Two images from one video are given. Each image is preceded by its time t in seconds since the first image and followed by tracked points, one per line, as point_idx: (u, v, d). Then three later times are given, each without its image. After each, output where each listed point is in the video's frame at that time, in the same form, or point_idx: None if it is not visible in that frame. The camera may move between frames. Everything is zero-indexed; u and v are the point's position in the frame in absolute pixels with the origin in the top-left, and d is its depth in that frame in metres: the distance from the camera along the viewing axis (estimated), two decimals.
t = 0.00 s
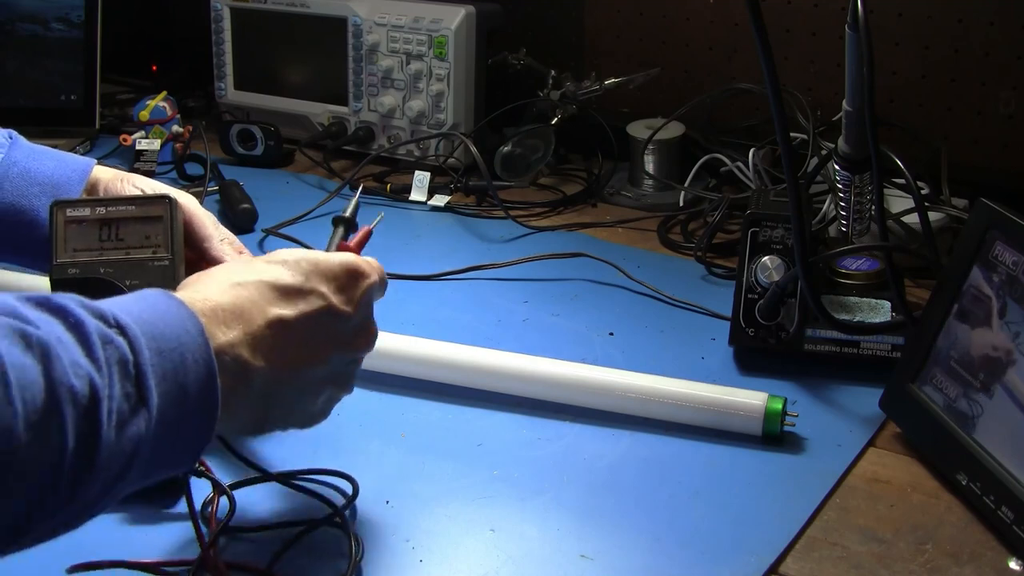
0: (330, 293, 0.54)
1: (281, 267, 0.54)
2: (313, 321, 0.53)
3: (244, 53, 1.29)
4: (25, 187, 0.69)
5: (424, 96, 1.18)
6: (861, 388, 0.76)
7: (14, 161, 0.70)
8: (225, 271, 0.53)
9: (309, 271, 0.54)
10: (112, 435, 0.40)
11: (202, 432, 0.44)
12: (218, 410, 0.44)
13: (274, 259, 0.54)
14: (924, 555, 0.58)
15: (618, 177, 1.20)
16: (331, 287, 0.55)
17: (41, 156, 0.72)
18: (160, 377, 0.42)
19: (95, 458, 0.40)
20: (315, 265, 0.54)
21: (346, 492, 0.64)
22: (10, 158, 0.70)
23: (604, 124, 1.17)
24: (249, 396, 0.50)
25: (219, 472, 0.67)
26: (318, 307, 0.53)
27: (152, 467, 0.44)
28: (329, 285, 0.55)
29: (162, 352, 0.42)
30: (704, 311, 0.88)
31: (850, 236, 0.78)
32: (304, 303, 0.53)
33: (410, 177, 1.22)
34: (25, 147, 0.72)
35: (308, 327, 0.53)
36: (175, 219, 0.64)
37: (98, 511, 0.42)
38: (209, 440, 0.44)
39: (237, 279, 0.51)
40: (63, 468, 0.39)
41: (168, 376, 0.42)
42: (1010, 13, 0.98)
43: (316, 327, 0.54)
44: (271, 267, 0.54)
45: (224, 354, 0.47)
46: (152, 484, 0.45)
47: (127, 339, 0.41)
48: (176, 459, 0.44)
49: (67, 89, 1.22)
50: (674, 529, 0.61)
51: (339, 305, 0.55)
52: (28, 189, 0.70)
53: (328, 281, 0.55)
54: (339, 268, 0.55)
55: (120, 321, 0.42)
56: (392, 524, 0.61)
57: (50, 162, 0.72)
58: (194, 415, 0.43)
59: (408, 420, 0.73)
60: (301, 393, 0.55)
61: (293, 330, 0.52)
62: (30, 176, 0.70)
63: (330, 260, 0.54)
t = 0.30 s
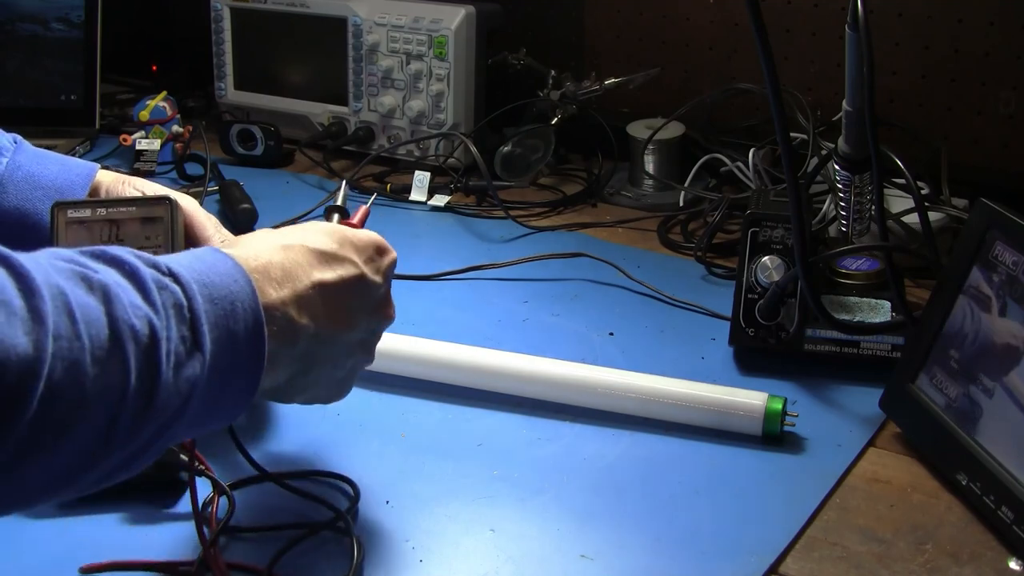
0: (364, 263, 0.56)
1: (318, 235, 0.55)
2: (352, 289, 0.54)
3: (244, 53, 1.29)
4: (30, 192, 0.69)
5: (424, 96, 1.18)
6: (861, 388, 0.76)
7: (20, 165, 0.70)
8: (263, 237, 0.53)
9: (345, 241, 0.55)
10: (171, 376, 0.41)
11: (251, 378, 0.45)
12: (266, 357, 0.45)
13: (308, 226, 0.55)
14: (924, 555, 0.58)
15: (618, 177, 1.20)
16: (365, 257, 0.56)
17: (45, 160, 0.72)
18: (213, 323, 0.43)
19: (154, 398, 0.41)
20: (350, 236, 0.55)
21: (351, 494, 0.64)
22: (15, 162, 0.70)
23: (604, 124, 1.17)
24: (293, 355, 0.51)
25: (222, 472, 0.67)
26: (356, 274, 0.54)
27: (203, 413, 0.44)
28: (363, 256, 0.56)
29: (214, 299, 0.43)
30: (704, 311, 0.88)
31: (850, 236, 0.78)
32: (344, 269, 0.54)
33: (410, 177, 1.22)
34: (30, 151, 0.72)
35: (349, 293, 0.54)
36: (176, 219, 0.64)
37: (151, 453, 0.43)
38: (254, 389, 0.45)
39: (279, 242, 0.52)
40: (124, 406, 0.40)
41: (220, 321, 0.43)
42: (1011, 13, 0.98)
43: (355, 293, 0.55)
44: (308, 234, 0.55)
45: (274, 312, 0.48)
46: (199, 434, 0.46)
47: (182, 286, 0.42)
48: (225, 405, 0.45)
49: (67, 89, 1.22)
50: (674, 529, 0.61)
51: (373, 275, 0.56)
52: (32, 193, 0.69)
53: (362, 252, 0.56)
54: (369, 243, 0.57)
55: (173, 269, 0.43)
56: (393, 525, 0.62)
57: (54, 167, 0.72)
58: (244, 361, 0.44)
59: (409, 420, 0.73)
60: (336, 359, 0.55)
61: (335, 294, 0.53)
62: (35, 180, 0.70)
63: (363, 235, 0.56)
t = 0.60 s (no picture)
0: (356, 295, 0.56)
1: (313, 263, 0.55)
2: (341, 322, 0.55)
3: (244, 53, 1.29)
4: (32, 197, 0.69)
5: (424, 96, 1.18)
6: (861, 388, 0.76)
7: (21, 170, 0.70)
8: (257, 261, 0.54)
9: (340, 273, 0.55)
10: (157, 404, 0.42)
11: (240, 404, 0.45)
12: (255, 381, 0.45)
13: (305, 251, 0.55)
14: (924, 555, 0.58)
15: (618, 177, 1.20)
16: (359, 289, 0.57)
17: (48, 165, 0.72)
18: (200, 350, 0.43)
19: (140, 425, 0.41)
20: (345, 267, 0.56)
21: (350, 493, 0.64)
22: (18, 167, 0.70)
23: (604, 124, 1.17)
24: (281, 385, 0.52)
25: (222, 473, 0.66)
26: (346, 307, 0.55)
27: (191, 439, 0.45)
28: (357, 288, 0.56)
29: (201, 325, 0.43)
30: (703, 311, 0.88)
31: (850, 236, 0.78)
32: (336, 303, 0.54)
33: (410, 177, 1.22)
34: (32, 155, 0.72)
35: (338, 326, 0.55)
36: (178, 223, 0.64)
37: (139, 480, 0.43)
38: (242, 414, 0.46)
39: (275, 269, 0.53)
40: (110, 434, 0.40)
41: (207, 348, 0.43)
42: (1010, 13, 0.98)
43: (345, 326, 0.55)
44: (303, 260, 0.55)
45: (263, 342, 0.49)
46: (189, 459, 0.46)
47: (168, 313, 0.43)
48: (215, 430, 0.45)
49: (67, 89, 1.22)
50: (674, 529, 0.61)
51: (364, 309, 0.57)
52: (34, 199, 0.69)
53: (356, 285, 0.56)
54: (365, 275, 0.57)
55: (159, 296, 0.43)
56: (393, 522, 0.62)
57: (57, 171, 0.72)
58: (233, 386, 0.44)
59: (408, 420, 0.73)
60: (323, 388, 0.56)
61: (325, 326, 0.54)
62: (38, 185, 0.70)
63: (359, 267, 0.56)
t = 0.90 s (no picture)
0: (263, 339, 0.55)
1: (215, 317, 0.54)
2: (251, 370, 0.53)
3: (244, 53, 1.29)
4: (31, 206, 0.69)
5: (424, 96, 1.17)
6: (861, 388, 0.76)
7: (20, 179, 0.70)
8: (162, 325, 0.54)
9: (242, 321, 0.54)
10: (39, 489, 0.42)
11: (136, 478, 0.46)
12: (151, 454, 0.46)
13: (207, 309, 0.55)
14: (924, 555, 0.58)
15: (618, 177, 1.20)
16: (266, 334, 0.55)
17: (46, 175, 0.72)
18: (89, 429, 0.44)
19: (22, 512, 0.42)
20: (247, 315, 0.55)
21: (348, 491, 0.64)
22: (16, 176, 0.70)
23: (604, 124, 1.17)
24: (193, 447, 0.51)
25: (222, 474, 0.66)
26: (253, 355, 0.54)
27: (81, 520, 0.45)
28: (264, 334, 0.55)
29: (90, 404, 0.44)
30: (703, 311, 0.88)
31: (850, 236, 0.78)
32: (239, 353, 0.53)
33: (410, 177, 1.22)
34: (31, 164, 0.72)
35: (249, 374, 0.53)
36: (183, 227, 0.64)
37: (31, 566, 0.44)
38: (139, 487, 0.47)
39: (170, 331, 0.53)
40: None
41: (97, 426, 0.44)
42: (1010, 13, 0.98)
43: (256, 373, 0.54)
44: (205, 316, 0.54)
45: (162, 404, 0.48)
46: (82, 538, 0.47)
47: (53, 393, 0.43)
48: (112, 507, 0.46)
49: (67, 89, 1.22)
50: (673, 529, 0.61)
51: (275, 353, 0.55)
52: (33, 208, 0.69)
53: (261, 331, 0.55)
54: (269, 319, 0.56)
55: (45, 375, 0.44)
56: (392, 522, 0.62)
57: (54, 181, 0.72)
58: (125, 462, 0.45)
59: (408, 420, 0.73)
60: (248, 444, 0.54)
61: (232, 377, 0.52)
62: (36, 194, 0.70)
63: (261, 312, 0.56)
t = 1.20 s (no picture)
0: (265, 333, 0.55)
1: (216, 309, 0.54)
2: (252, 365, 0.53)
3: (244, 53, 1.29)
4: (33, 206, 0.69)
5: (424, 96, 1.17)
6: (861, 388, 0.76)
7: (22, 179, 0.70)
8: (163, 316, 0.54)
9: (245, 315, 0.54)
10: (31, 491, 0.42)
11: (132, 477, 0.46)
12: (147, 454, 0.46)
13: (209, 298, 0.55)
14: (924, 555, 0.58)
15: (618, 177, 1.20)
16: (268, 327, 0.55)
17: (48, 174, 0.72)
18: (82, 428, 0.44)
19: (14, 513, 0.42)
20: (250, 307, 0.55)
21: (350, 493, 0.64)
22: (18, 175, 0.70)
23: (604, 124, 1.17)
24: (188, 440, 0.50)
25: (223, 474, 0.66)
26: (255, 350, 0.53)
27: (76, 520, 0.45)
28: (267, 327, 0.55)
29: (83, 403, 0.44)
30: (703, 311, 0.88)
31: (850, 236, 0.78)
32: (240, 347, 0.53)
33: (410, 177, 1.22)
34: (32, 164, 0.72)
35: (251, 369, 0.53)
36: (185, 225, 0.65)
37: (26, 567, 0.44)
38: (135, 487, 0.46)
39: (170, 323, 0.53)
40: None
41: (90, 425, 0.44)
42: (1010, 13, 0.98)
43: (257, 368, 0.54)
44: (207, 307, 0.54)
45: (155, 399, 0.48)
46: (78, 538, 0.47)
47: (45, 393, 0.43)
48: (108, 506, 0.46)
49: (67, 89, 1.22)
50: (673, 529, 0.61)
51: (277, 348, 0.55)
52: (36, 208, 0.69)
53: (264, 323, 0.55)
54: (274, 312, 0.56)
55: (38, 374, 0.44)
56: (392, 524, 0.62)
57: (57, 180, 0.72)
58: (120, 462, 0.45)
59: (408, 420, 0.73)
60: (247, 434, 0.54)
61: (232, 373, 0.52)
62: (39, 194, 0.70)
63: (266, 305, 0.55)
